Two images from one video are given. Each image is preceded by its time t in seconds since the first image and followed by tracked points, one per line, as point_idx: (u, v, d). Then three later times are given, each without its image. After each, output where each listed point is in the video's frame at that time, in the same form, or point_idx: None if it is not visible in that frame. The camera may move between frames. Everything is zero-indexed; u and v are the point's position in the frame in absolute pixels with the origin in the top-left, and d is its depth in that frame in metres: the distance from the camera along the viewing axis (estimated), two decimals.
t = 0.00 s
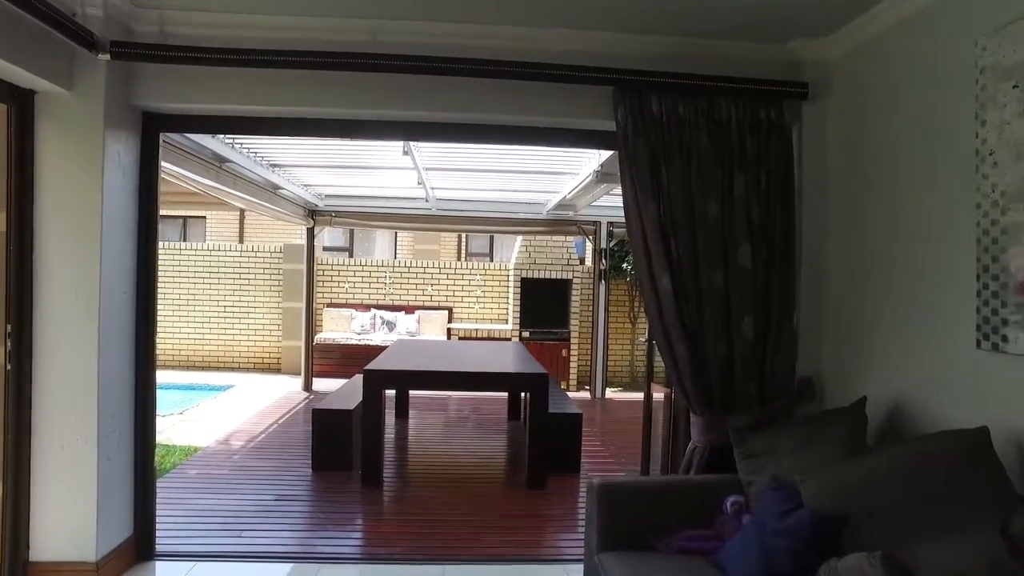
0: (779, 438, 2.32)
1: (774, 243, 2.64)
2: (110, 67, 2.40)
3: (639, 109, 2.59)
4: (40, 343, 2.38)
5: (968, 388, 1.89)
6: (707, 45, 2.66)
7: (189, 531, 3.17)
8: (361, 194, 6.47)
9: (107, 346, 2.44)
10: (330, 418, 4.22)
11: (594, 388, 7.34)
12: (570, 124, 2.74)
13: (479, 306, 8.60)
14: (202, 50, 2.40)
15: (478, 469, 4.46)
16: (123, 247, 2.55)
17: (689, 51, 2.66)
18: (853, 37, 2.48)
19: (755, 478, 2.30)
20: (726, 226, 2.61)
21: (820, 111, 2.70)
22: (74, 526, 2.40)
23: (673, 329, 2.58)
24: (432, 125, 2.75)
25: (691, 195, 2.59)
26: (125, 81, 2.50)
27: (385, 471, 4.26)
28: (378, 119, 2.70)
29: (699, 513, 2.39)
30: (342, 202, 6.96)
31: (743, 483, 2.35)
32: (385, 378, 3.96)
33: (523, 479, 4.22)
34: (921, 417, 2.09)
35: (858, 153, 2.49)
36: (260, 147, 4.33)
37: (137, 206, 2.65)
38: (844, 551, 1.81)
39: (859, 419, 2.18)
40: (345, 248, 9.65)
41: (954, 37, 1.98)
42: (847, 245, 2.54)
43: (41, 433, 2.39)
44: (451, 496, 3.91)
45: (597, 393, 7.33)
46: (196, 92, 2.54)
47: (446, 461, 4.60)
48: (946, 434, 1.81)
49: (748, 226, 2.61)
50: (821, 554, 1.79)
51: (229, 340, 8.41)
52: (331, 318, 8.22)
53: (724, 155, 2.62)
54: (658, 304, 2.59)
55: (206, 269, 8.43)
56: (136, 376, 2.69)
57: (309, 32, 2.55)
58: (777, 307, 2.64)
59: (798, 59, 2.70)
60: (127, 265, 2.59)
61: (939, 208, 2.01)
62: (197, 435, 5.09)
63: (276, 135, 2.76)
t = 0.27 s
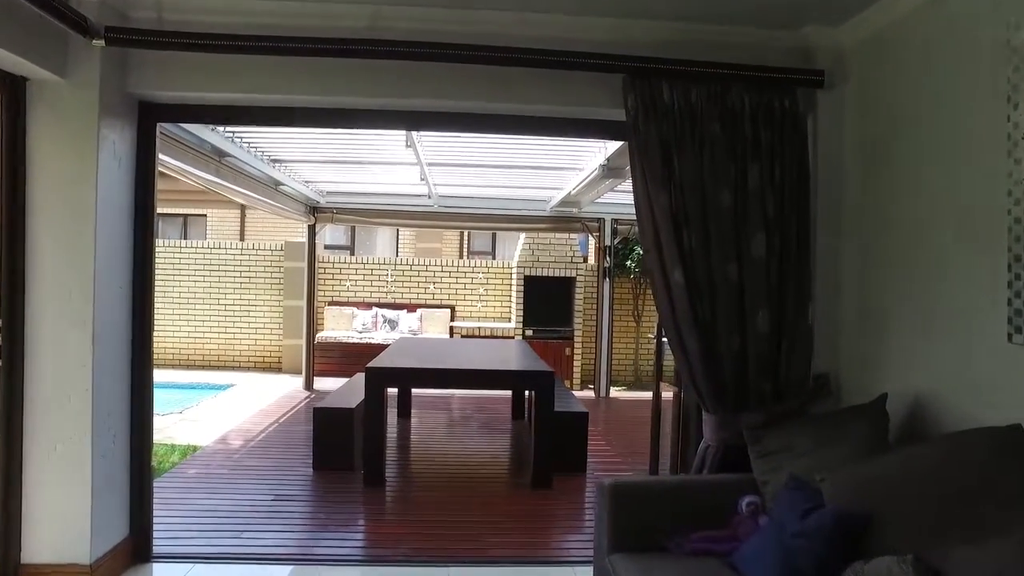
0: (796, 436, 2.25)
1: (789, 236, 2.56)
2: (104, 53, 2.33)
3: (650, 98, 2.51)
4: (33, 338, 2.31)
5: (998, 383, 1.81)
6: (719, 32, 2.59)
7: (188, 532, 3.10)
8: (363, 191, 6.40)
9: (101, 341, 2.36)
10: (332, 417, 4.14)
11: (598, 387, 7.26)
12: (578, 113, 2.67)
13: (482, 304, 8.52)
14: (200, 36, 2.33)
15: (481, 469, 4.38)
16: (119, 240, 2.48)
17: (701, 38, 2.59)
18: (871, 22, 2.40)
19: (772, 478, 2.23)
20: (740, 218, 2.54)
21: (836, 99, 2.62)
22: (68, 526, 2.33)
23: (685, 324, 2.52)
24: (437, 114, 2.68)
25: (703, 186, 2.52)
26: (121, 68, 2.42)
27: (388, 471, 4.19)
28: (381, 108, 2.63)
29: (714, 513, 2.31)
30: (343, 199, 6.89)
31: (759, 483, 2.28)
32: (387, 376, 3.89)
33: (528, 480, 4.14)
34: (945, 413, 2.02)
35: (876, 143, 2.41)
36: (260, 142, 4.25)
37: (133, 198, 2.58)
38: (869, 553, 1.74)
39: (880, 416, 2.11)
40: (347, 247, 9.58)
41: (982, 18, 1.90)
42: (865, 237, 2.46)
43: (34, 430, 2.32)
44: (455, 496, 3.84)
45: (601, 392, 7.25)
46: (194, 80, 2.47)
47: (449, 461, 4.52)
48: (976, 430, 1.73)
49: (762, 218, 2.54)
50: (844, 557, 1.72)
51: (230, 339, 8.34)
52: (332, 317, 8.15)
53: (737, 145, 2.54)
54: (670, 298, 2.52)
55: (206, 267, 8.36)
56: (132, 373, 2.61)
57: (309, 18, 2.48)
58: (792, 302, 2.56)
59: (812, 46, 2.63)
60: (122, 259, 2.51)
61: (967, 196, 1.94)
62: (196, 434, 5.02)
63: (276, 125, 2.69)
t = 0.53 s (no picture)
0: (815, 441, 2.16)
1: (805, 232, 2.47)
2: (95, 43, 2.24)
3: (661, 90, 2.43)
4: (21, 339, 2.22)
5: None
6: (733, 21, 2.50)
7: (184, 539, 3.01)
8: (364, 189, 6.31)
9: (92, 342, 2.28)
10: (332, 419, 4.05)
11: (602, 388, 7.17)
12: (587, 106, 2.58)
13: (484, 304, 8.43)
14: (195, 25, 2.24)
15: (485, 473, 4.30)
16: (111, 237, 2.39)
17: (714, 28, 2.50)
18: (892, 10, 2.31)
19: (790, 484, 2.14)
20: (753, 214, 2.45)
21: (854, 91, 2.53)
22: (55, 535, 2.24)
23: (697, 323, 2.43)
24: (439, 107, 2.59)
25: (716, 181, 2.43)
26: (113, 59, 2.33)
27: (389, 475, 4.10)
28: (382, 100, 2.54)
29: (729, 520, 2.23)
30: (344, 198, 6.80)
31: (776, 490, 2.19)
32: (389, 378, 3.79)
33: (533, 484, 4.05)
34: (974, 417, 1.93)
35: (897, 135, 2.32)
36: (259, 138, 4.16)
37: (126, 194, 2.50)
38: (896, 566, 1.65)
39: (904, 420, 2.02)
40: (348, 246, 9.49)
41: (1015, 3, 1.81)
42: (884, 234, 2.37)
43: (21, 434, 2.25)
44: (458, 501, 3.75)
45: (605, 394, 7.16)
46: (188, 70, 2.38)
47: (452, 464, 4.44)
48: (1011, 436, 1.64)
49: (777, 213, 2.44)
50: (871, 569, 1.63)
51: (229, 339, 8.26)
52: (333, 317, 8.06)
53: (751, 138, 2.45)
54: (681, 296, 2.44)
55: (205, 267, 8.27)
56: (124, 375, 2.52)
57: (308, 6, 2.39)
58: (809, 301, 2.47)
59: (829, 36, 2.54)
60: (114, 258, 2.43)
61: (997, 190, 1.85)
62: (194, 436, 4.93)
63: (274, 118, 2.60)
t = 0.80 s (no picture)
0: (834, 445, 2.08)
1: (822, 228, 2.39)
2: (88, 33, 2.16)
3: (673, 82, 2.34)
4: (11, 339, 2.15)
5: None
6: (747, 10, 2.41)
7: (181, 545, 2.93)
8: (365, 187, 6.23)
9: (84, 342, 2.20)
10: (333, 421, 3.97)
11: (606, 388, 7.11)
12: (595, 98, 2.50)
13: (487, 304, 8.35)
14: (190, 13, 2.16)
15: (489, 475, 4.22)
16: (105, 233, 2.32)
17: (727, 17, 2.42)
18: None
19: (808, 490, 2.06)
20: (769, 210, 2.37)
21: (872, 82, 2.44)
22: (46, 543, 2.17)
23: (710, 323, 2.35)
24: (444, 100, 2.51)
25: (730, 176, 2.35)
26: (105, 49, 2.26)
27: (391, 478, 4.02)
28: (385, 93, 2.46)
29: (744, 527, 2.15)
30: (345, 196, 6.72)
31: (794, 496, 2.11)
32: (391, 379, 3.71)
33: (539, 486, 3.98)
34: (1002, 421, 1.85)
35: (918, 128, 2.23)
36: (258, 134, 4.08)
37: (120, 190, 2.42)
38: None
39: (928, 424, 1.93)
40: (349, 245, 9.42)
41: None
42: (905, 230, 2.29)
43: (11, 437, 2.17)
44: (462, 505, 3.67)
45: (609, 394, 7.09)
46: (185, 61, 2.30)
47: (455, 466, 4.36)
48: None
49: (793, 210, 2.36)
50: None
51: (229, 340, 8.18)
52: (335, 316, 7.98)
53: (766, 132, 2.37)
54: (694, 295, 2.36)
55: (205, 266, 8.20)
56: (118, 377, 2.45)
57: None
58: (825, 299, 2.39)
59: (845, 26, 2.46)
60: (107, 256, 2.35)
61: None
62: (193, 438, 4.85)
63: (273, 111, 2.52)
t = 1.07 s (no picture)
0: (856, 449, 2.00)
1: (841, 224, 2.31)
2: (82, 23, 2.09)
3: (686, 73, 2.27)
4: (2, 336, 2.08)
5: None
6: None
7: (180, 550, 2.86)
8: (367, 185, 6.16)
9: (77, 339, 2.12)
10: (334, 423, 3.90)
11: (611, 388, 7.04)
12: (605, 91, 2.42)
13: (489, 303, 8.28)
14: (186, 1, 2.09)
15: (493, 478, 4.15)
16: (99, 228, 2.24)
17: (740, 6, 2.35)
18: None
19: (829, 494, 1.98)
20: (786, 206, 2.29)
21: (891, 73, 2.36)
22: (38, 549, 2.09)
23: (725, 322, 2.28)
24: (449, 92, 2.44)
25: (745, 171, 2.27)
26: (99, 40, 2.18)
27: (394, 480, 3.94)
28: (389, 85, 2.39)
29: (762, 534, 2.08)
30: (347, 195, 6.64)
31: (814, 501, 2.03)
32: (393, 380, 3.64)
33: (544, 489, 3.90)
34: None
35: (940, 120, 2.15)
36: (258, 131, 4.01)
37: (116, 185, 2.35)
38: None
39: (955, 428, 1.86)
40: (351, 245, 9.36)
41: None
42: (927, 225, 2.20)
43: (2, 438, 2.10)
44: (466, 508, 3.59)
45: (614, 394, 7.02)
46: (183, 52, 2.23)
47: (459, 469, 4.28)
48: None
49: (811, 205, 2.28)
50: None
51: (230, 340, 8.11)
52: (337, 316, 7.92)
53: (783, 125, 2.29)
54: (709, 293, 2.29)
55: (205, 266, 8.12)
56: (115, 377, 2.37)
57: None
58: (844, 298, 2.31)
59: (863, 14, 2.39)
60: (102, 251, 2.28)
61: None
62: (193, 440, 4.78)
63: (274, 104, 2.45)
